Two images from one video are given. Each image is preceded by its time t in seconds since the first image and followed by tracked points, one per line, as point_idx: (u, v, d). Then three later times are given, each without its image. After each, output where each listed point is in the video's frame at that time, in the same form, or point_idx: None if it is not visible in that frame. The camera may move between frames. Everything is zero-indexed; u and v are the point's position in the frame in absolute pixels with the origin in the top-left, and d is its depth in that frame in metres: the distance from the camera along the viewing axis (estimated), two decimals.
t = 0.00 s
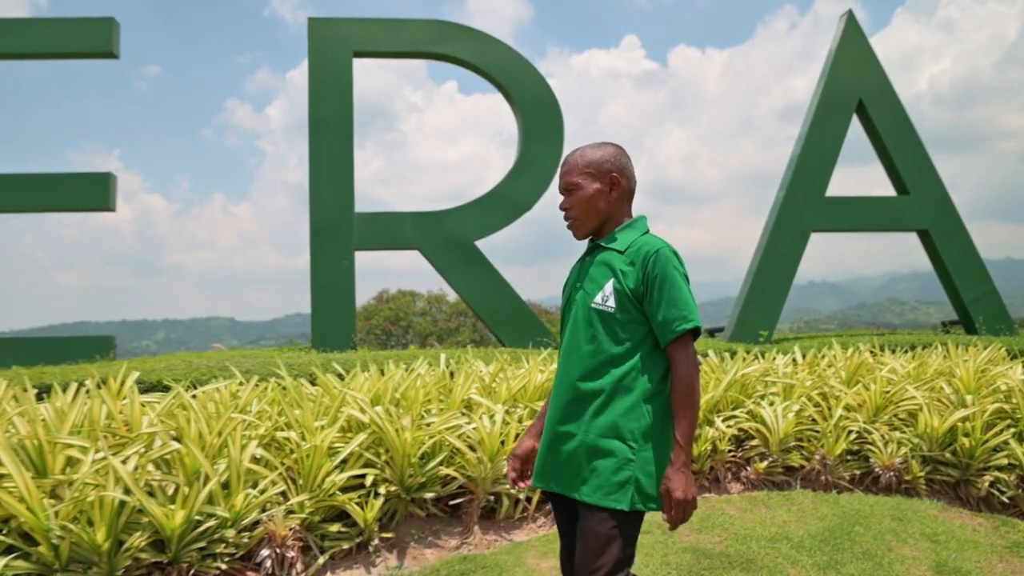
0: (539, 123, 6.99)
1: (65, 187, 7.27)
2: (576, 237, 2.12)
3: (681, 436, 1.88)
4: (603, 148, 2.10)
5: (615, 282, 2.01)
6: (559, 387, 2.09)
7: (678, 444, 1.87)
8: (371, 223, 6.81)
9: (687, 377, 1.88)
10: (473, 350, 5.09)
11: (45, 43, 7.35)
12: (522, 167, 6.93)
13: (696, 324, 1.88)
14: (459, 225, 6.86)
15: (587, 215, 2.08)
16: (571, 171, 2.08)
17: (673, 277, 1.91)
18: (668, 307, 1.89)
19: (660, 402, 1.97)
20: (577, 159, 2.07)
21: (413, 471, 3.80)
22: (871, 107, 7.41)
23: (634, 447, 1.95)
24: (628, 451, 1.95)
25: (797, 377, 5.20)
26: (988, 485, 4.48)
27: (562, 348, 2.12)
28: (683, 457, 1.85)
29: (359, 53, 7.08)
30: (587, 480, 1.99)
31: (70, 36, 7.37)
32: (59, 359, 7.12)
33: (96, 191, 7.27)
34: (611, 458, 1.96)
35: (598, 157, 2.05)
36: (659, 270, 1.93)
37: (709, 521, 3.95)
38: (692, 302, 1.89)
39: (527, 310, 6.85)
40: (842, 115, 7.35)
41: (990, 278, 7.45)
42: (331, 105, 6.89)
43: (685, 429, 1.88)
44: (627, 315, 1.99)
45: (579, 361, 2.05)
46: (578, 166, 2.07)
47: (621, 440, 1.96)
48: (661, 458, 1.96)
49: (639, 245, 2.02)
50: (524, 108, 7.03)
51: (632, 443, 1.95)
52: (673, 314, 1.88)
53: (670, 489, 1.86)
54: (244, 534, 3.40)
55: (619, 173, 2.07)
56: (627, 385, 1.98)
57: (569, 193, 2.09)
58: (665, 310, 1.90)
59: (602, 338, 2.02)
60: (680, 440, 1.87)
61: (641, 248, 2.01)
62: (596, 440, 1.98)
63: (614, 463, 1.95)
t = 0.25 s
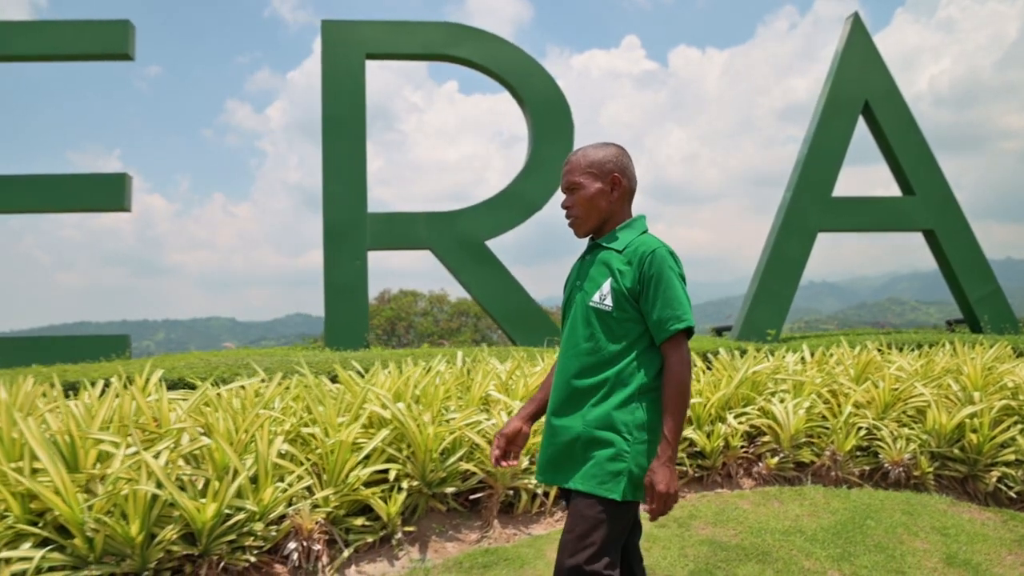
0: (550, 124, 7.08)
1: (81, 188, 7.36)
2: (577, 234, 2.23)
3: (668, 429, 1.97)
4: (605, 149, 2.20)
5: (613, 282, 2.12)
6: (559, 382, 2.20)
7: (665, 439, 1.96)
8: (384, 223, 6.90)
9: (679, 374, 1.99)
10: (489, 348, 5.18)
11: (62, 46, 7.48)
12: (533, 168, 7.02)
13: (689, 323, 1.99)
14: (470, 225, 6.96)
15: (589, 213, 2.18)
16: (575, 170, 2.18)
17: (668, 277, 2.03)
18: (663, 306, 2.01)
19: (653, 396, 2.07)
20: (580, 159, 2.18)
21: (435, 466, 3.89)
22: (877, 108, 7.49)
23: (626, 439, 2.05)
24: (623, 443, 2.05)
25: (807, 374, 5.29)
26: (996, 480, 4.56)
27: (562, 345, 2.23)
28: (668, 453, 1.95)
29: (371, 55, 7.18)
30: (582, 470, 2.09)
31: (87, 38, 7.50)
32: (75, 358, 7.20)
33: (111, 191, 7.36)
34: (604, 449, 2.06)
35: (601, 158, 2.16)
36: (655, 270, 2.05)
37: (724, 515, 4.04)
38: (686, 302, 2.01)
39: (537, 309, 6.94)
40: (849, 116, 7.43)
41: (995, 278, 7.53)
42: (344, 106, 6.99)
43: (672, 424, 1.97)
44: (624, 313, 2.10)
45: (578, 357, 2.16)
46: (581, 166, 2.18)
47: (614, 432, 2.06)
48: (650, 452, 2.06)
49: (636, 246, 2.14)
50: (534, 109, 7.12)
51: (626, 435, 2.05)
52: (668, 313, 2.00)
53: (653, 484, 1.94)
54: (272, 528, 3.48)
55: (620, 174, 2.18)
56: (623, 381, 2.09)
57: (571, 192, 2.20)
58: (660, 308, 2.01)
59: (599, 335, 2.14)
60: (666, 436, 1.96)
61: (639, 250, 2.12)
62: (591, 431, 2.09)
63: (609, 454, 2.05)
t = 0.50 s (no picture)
0: (560, 125, 7.17)
1: (96, 188, 7.45)
2: (578, 238, 2.21)
3: (659, 430, 1.97)
4: (606, 154, 2.19)
5: (610, 285, 2.11)
6: (566, 385, 2.20)
7: (652, 436, 1.96)
8: (397, 223, 6.99)
9: (674, 377, 1.97)
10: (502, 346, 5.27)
11: (78, 48, 7.57)
12: (543, 168, 7.11)
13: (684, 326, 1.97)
14: (482, 225, 7.05)
15: (589, 216, 2.17)
16: (575, 173, 2.17)
17: (663, 280, 2.01)
18: (659, 308, 1.99)
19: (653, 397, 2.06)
20: (581, 162, 2.17)
21: (456, 461, 3.98)
22: (883, 110, 7.57)
23: (626, 442, 2.04)
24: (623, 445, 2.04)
25: (816, 372, 5.37)
26: (1004, 476, 4.64)
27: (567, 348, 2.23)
28: (652, 449, 1.95)
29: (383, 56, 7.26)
30: (585, 473, 2.08)
31: (102, 40, 7.59)
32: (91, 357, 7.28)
33: (126, 192, 7.45)
34: (604, 452, 2.05)
35: (601, 161, 2.15)
36: (650, 273, 2.03)
37: (738, 509, 4.13)
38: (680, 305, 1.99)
39: (547, 308, 7.03)
40: (855, 117, 7.51)
41: (1000, 277, 7.61)
42: (357, 108, 7.08)
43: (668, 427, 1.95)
44: (622, 316, 2.09)
45: (582, 359, 2.16)
46: (582, 170, 2.17)
47: (614, 435, 2.05)
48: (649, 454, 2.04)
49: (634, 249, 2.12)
50: (544, 110, 7.21)
51: (626, 437, 2.04)
52: (663, 316, 1.98)
53: (634, 480, 1.95)
54: (299, 520, 3.56)
55: (621, 178, 2.17)
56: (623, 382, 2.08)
57: (572, 195, 2.19)
58: (655, 311, 1.99)
59: (598, 338, 2.13)
60: (654, 434, 1.96)
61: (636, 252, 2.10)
62: (594, 433, 2.08)
63: (610, 456, 2.04)
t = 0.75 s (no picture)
0: (571, 126, 7.28)
1: (113, 189, 7.54)
2: (578, 242, 2.27)
3: (652, 434, 2.00)
4: (606, 160, 2.25)
5: (607, 291, 2.15)
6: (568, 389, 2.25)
7: (645, 440, 1.99)
8: (410, 223, 7.09)
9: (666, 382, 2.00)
10: (518, 344, 5.37)
11: (95, 50, 7.67)
12: (555, 169, 7.21)
13: (678, 331, 2.00)
14: (494, 225, 7.15)
15: (589, 221, 2.22)
16: (575, 180, 2.23)
17: (657, 287, 2.05)
18: (652, 315, 2.03)
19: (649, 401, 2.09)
20: (580, 169, 2.23)
21: (477, 455, 4.07)
22: (890, 111, 7.67)
23: (621, 446, 2.08)
24: (619, 450, 2.08)
25: (827, 370, 5.47)
26: (1012, 471, 4.73)
27: (568, 354, 2.28)
28: (645, 453, 1.98)
29: (396, 58, 7.36)
30: (584, 477, 2.13)
31: (119, 42, 7.69)
32: (109, 356, 7.37)
33: (143, 192, 7.55)
34: (600, 456, 2.09)
35: (601, 168, 2.21)
36: (644, 280, 2.07)
37: (753, 503, 4.22)
38: (673, 311, 2.02)
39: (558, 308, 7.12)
40: (862, 118, 7.60)
41: (1006, 277, 7.70)
42: (370, 109, 7.18)
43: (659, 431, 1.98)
44: (618, 322, 2.13)
45: (582, 365, 2.21)
46: (582, 176, 2.22)
47: (610, 439, 2.09)
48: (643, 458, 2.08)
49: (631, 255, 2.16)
50: (556, 112, 7.31)
51: (620, 441, 2.08)
52: (656, 322, 2.02)
53: (626, 484, 1.98)
54: (327, 513, 3.64)
55: (619, 184, 2.22)
56: (619, 387, 2.12)
57: (572, 201, 2.24)
58: (649, 317, 2.03)
59: (596, 343, 2.17)
60: (647, 437, 1.99)
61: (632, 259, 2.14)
62: (591, 437, 2.13)
63: (605, 459, 2.08)
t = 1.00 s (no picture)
0: (583, 127, 7.37)
1: (129, 189, 7.63)
2: (577, 247, 2.25)
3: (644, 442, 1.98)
4: (606, 164, 2.22)
5: (599, 296, 2.13)
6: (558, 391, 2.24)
7: (640, 449, 1.98)
8: (424, 223, 7.18)
9: (658, 390, 1.99)
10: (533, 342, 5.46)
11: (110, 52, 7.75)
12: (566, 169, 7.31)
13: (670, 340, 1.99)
14: (507, 225, 7.25)
15: (587, 226, 2.20)
16: (574, 184, 2.21)
17: (650, 295, 2.03)
18: (645, 322, 2.01)
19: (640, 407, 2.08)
20: (580, 173, 2.20)
21: (498, 450, 4.16)
22: (896, 112, 7.76)
23: (610, 452, 2.07)
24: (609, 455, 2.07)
25: (837, 367, 5.56)
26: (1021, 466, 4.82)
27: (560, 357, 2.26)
28: (643, 463, 1.96)
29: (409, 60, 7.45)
30: (573, 482, 2.12)
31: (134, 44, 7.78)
32: (125, 355, 7.47)
33: (159, 193, 7.63)
34: (590, 462, 2.08)
35: (600, 173, 2.18)
36: (638, 287, 2.05)
37: (768, 497, 4.31)
38: (666, 319, 2.01)
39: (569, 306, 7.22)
40: (870, 119, 7.69)
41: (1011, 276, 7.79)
42: (383, 110, 7.26)
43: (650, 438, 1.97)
44: (610, 327, 2.11)
45: (572, 367, 2.19)
46: (581, 180, 2.20)
47: (600, 445, 2.08)
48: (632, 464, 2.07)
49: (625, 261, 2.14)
50: (567, 113, 7.40)
51: (609, 446, 2.07)
52: (648, 331, 2.01)
53: (627, 493, 1.96)
54: (355, 506, 3.73)
55: (618, 189, 2.19)
56: (610, 392, 2.10)
57: (571, 205, 2.22)
58: (641, 326, 2.02)
59: (587, 348, 2.15)
60: (642, 446, 1.97)
61: (626, 265, 2.13)
62: (581, 441, 2.11)
63: (595, 465, 2.07)
